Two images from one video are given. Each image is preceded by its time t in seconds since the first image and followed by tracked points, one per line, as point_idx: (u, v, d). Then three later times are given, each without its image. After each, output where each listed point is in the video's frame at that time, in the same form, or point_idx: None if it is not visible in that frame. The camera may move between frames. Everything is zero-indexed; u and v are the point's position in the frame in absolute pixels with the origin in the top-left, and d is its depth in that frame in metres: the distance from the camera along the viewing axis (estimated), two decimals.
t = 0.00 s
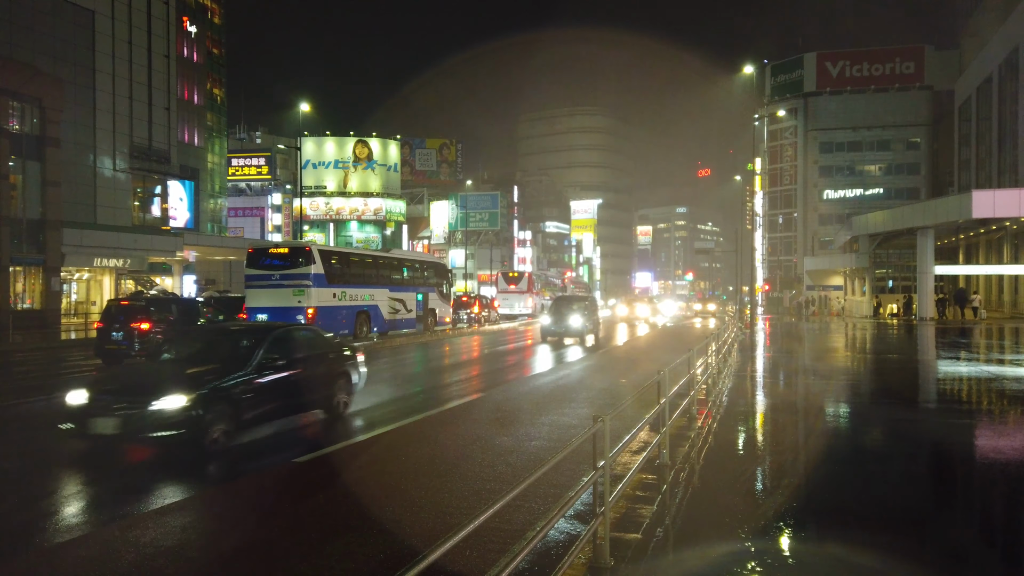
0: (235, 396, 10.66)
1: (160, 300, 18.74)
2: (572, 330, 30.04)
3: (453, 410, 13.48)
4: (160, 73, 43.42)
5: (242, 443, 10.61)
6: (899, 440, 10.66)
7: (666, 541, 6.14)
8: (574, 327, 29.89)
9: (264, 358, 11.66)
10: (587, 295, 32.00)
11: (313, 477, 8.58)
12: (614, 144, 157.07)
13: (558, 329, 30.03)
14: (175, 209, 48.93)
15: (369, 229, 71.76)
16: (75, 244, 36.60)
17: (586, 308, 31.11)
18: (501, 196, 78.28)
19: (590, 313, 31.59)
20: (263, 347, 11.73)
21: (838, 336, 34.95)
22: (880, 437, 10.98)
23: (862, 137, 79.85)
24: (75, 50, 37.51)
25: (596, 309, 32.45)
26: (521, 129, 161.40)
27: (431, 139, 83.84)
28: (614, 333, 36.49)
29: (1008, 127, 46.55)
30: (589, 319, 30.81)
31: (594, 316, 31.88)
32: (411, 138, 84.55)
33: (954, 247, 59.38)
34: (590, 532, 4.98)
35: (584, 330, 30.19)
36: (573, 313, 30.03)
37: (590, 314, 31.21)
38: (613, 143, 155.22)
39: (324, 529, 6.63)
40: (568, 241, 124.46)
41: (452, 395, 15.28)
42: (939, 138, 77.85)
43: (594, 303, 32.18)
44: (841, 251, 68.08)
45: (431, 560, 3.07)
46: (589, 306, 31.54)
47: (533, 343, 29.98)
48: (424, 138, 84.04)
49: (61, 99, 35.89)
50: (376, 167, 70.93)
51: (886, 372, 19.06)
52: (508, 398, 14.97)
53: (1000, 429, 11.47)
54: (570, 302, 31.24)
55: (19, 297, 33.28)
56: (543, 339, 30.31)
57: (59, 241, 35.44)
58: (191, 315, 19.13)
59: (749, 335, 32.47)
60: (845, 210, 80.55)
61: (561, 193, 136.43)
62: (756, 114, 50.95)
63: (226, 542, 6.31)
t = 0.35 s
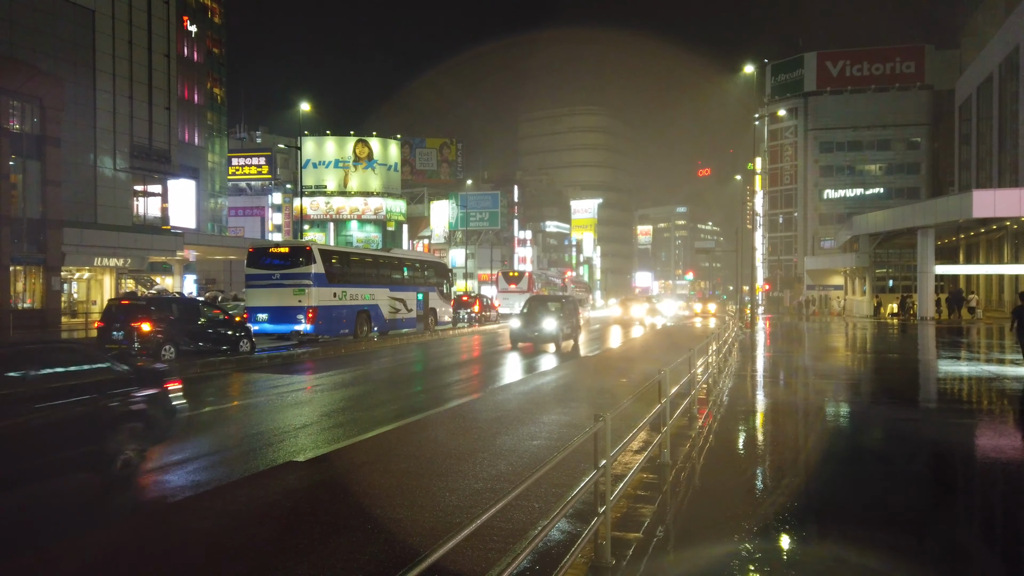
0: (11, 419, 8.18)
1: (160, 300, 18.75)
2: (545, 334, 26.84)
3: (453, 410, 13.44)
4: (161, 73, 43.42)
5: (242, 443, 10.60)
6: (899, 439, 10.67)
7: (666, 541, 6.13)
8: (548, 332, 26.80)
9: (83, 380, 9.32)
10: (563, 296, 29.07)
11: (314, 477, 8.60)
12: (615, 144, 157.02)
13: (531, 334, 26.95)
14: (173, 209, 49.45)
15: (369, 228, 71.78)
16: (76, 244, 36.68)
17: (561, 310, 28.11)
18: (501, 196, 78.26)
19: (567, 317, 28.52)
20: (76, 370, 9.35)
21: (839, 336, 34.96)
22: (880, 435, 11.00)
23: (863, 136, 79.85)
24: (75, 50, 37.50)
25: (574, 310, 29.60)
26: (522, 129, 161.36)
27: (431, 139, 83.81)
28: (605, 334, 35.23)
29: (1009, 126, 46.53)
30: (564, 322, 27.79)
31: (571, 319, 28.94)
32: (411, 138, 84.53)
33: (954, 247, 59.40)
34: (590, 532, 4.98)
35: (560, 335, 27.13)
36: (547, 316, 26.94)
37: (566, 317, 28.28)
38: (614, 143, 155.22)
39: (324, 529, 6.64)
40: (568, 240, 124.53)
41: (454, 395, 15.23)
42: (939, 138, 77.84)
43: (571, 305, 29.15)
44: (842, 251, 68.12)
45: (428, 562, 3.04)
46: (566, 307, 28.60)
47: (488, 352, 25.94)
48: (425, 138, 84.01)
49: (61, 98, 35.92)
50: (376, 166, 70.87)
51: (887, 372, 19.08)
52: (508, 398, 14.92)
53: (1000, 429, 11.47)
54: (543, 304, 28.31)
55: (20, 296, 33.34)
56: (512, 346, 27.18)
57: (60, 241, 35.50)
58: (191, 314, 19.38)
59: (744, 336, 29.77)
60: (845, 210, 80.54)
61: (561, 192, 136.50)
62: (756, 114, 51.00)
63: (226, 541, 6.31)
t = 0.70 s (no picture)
0: None
1: (160, 299, 18.74)
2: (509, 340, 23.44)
3: (453, 409, 13.43)
4: (161, 72, 43.43)
5: (243, 442, 10.59)
6: (899, 438, 10.70)
7: (667, 541, 6.13)
8: (512, 338, 23.43)
9: None
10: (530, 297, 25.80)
11: (315, 476, 8.62)
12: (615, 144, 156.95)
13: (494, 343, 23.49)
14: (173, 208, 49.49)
15: (369, 228, 71.86)
16: (76, 244, 36.66)
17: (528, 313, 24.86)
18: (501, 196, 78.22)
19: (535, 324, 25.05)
20: None
21: (840, 335, 34.95)
22: (880, 435, 11.03)
23: (863, 136, 79.83)
24: (75, 50, 37.48)
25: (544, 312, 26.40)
26: (522, 128, 161.31)
27: (431, 138, 83.78)
28: (594, 337, 32.96)
29: (1010, 125, 46.48)
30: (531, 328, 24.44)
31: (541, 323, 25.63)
32: (411, 137, 84.52)
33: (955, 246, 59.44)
34: (590, 532, 4.97)
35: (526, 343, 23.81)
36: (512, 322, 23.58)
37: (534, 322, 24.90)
38: (614, 142, 155.16)
39: (325, 529, 6.64)
40: (568, 240, 124.47)
41: (454, 395, 15.20)
42: (939, 137, 77.79)
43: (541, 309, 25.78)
44: (842, 250, 68.17)
45: (430, 562, 3.04)
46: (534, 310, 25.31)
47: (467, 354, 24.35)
48: (425, 137, 84.00)
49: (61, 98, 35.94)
50: (376, 165, 70.87)
51: (887, 371, 19.11)
52: (507, 397, 14.91)
53: (1000, 428, 11.49)
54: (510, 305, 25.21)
55: (20, 295, 33.37)
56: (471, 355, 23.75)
57: (60, 240, 35.47)
58: (191, 314, 19.41)
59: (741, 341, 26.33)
60: (845, 209, 80.53)
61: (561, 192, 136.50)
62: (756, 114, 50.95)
63: (227, 541, 6.30)
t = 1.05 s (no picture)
0: None
1: (160, 298, 18.70)
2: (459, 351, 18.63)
3: (454, 409, 13.42)
4: (161, 71, 43.41)
5: (243, 442, 10.58)
6: (899, 437, 10.70)
7: (668, 541, 6.12)
8: (462, 348, 18.66)
9: None
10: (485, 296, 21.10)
11: (316, 475, 8.63)
12: (615, 143, 156.83)
13: (437, 356, 18.54)
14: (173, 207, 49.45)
15: (369, 227, 71.90)
16: (76, 243, 36.65)
17: (484, 320, 20.12)
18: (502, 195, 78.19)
19: (491, 331, 20.17)
20: None
21: (840, 334, 34.91)
22: (880, 434, 11.03)
23: (863, 135, 79.79)
24: (76, 49, 37.51)
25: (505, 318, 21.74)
26: (521, 128, 161.28)
27: (431, 137, 83.71)
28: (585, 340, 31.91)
29: (1010, 125, 46.41)
30: (488, 338, 19.63)
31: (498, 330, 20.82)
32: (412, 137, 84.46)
33: (955, 245, 59.42)
34: (592, 532, 4.97)
35: (479, 352, 19.02)
36: (462, 330, 18.74)
37: (489, 329, 20.00)
38: (614, 142, 155.12)
39: (326, 528, 6.64)
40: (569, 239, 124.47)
41: (457, 395, 15.15)
42: (940, 137, 77.74)
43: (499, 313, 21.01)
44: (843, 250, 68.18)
45: (432, 561, 3.02)
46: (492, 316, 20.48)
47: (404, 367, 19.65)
48: (425, 136, 83.94)
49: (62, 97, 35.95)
50: (376, 165, 70.79)
51: (887, 370, 19.11)
52: (506, 397, 14.89)
53: (1000, 427, 11.49)
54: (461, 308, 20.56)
55: (21, 295, 33.35)
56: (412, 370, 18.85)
57: (61, 240, 35.45)
58: (192, 313, 19.37)
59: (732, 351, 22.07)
60: (845, 208, 80.50)
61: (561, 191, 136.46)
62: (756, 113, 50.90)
63: (227, 541, 6.30)
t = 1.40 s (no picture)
0: None
1: (160, 298, 18.77)
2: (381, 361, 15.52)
3: (453, 408, 13.38)
4: (161, 71, 43.38)
5: (244, 441, 10.62)
6: (899, 437, 10.71)
7: (668, 541, 6.12)
8: (383, 361, 15.44)
9: None
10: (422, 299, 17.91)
11: (317, 474, 8.66)
12: (616, 142, 156.78)
13: (350, 372, 15.24)
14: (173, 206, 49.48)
15: (369, 227, 71.95)
16: (77, 243, 36.64)
17: (417, 328, 16.93)
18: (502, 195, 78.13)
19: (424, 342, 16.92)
20: None
21: (842, 333, 34.84)
22: (880, 433, 11.03)
23: (864, 134, 79.77)
24: (75, 48, 37.47)
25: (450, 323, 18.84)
26: (522, 127, 161.26)
27: (432, 137, 83.63)
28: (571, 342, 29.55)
29: (1011, 124, 46.34)
30: (418, 349, 16.41)
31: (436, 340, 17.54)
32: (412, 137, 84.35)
33: (955, 245, 59.45)
34: (592, 533, 4.96)
35: (404, 367, 15.84)
36: (381, 341, 15.49)
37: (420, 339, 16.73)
38: (614, 141, 155.11)
39: (327, 527, 6.67)
40: (569, 239, 124.53)
41: (456, 395, 15.08)
42: (940, 137, 77.65)
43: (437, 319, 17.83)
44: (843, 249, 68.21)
45: (430, 561, 3.01)
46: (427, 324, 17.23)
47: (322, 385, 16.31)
48: (425, 136, 83.89)
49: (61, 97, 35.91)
50: (377, 164, 70.71)
51: (887, 370, 19.08)
52: (505, 396, 14.89)
53: (1001, 427, 11.45)
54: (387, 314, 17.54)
55: (21, 295, 33.35)
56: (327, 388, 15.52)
57: (61, 240, 35.47)
58: (192, 313, 19.41)
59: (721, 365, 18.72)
60: (846, 208, 80.47)
61: (561, 191, 136.50)
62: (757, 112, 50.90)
63: (226, 540, 6.29)
